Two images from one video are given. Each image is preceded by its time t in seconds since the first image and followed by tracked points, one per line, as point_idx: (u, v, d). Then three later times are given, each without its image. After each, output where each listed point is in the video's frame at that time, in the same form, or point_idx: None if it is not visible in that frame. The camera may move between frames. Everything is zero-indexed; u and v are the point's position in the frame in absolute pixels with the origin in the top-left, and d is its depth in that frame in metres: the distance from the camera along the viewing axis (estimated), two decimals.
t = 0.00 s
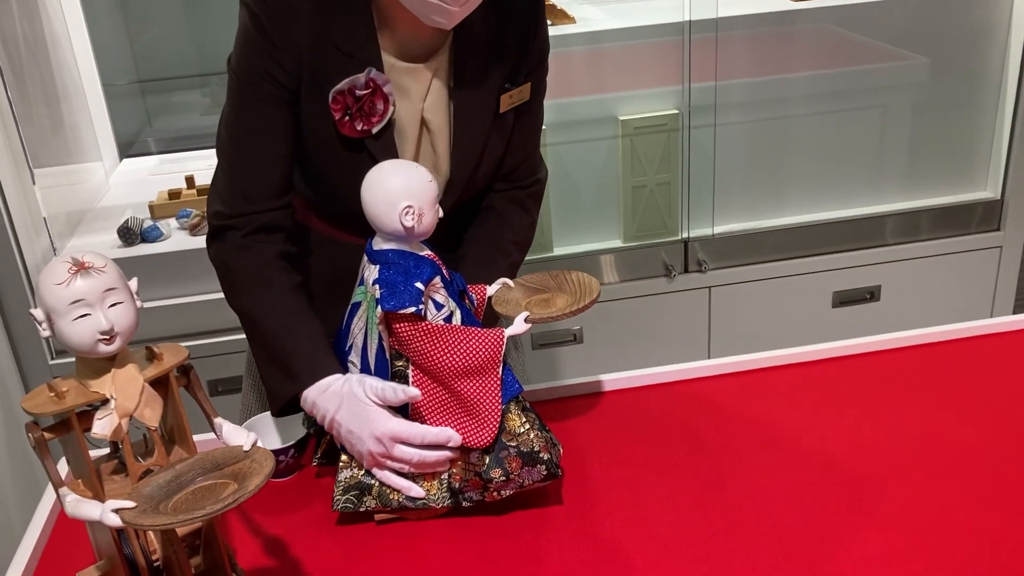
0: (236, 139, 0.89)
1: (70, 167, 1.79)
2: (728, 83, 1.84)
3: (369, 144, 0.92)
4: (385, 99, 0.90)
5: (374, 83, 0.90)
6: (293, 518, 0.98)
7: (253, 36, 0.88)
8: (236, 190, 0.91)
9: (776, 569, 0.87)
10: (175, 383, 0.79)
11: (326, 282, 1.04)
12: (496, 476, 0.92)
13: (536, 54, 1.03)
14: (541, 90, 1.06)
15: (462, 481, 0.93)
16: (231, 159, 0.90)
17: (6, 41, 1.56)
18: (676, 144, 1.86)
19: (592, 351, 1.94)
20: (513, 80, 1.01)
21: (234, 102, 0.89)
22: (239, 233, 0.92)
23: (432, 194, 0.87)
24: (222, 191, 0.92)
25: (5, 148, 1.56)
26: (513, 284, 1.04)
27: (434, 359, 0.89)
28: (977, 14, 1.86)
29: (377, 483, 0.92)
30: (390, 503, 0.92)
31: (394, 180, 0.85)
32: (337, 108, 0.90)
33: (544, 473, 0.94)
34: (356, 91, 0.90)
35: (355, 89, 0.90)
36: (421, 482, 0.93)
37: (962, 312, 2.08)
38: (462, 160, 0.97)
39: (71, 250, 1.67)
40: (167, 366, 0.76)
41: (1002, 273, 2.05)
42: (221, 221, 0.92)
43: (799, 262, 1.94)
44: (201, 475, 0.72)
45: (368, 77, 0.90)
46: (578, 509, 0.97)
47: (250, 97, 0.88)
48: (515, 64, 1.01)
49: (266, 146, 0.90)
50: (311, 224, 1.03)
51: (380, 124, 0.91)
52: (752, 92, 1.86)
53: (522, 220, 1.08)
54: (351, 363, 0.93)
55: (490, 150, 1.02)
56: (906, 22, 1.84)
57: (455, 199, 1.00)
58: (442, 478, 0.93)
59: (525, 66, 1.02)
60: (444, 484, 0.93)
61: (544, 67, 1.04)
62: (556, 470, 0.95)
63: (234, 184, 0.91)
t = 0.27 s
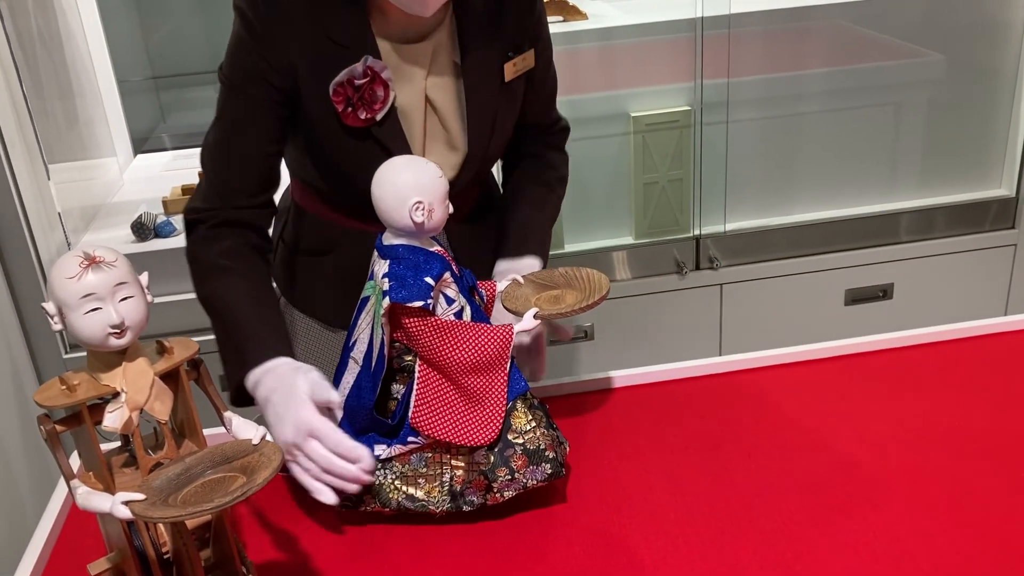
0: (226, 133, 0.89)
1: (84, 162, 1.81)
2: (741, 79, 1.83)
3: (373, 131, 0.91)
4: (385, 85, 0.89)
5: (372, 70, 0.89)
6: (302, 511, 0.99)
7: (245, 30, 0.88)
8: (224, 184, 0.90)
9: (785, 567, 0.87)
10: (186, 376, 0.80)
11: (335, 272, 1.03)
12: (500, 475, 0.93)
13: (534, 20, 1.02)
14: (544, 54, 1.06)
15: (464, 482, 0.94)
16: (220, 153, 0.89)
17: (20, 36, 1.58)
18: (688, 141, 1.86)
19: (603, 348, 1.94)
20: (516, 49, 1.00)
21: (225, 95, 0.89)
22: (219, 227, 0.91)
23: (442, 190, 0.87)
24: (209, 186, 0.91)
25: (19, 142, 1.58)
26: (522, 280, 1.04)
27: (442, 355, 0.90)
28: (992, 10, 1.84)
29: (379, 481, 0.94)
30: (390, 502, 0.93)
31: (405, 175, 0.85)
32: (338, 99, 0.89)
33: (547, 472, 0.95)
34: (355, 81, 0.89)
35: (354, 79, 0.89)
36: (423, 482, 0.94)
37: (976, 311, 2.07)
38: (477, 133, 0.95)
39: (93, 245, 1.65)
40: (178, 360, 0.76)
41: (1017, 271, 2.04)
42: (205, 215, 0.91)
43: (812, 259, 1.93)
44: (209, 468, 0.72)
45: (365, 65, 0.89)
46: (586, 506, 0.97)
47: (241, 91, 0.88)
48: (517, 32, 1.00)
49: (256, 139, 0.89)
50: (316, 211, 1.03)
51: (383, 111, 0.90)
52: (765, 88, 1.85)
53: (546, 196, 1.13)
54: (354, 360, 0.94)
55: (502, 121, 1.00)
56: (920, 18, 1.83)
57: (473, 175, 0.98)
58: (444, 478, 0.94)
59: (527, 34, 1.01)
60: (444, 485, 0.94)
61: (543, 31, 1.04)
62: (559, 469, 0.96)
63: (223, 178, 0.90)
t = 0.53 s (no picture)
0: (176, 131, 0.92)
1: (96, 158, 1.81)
2: (751, 77, 1.82)
3: (317, 127, 0.92)
4: (322, 81, 0.89)
5: (308, 66, 0.88)
6: (310, 508, 0.99)
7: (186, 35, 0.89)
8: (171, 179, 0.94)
9: (794, 567, 0.87)
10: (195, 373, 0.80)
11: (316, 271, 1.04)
12: (508, 473, 0.93)
13: None
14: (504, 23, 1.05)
15: (471, 480, 0.94)
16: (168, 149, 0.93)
17: (32, 32, 1.58)
18: (698, 139, 1.85)
19: (612, 345, 1.93)
20: (474, 31, 0.99)
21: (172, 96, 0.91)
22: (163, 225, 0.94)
23: (450, 187, 0.87)
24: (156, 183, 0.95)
25: (32, 142, 1.58)
26: (531, 279, 1.04)
27: (450, 352, 0.90)
28: (1006, 6, 1.83)
29: (387, 479, 0.94)
30: (398, 499, 0.94)
31: (412, 172, 0.85)
32: (277, 98, 0.89)
33: (555, 471, 0.94)
34: (290, 78, 0.89)
35: (289, 76, 0.89)
36: (430, 480, 0.94)
37: (987, 310, 2.05)
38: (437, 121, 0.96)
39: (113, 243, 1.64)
40: (187, 357, 0.77)
41: None
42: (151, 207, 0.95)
43: (823, 257, 1.92)
44: (217, 465, 0.72)
45: (299, 61, 0.88)
46: (594, 504, 0.97)
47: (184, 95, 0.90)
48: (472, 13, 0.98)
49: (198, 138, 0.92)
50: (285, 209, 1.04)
51: (322, 107, 0.90)
52: (776, 86, 1.85)
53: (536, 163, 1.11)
54: (362, 356, 0.94)
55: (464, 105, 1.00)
56: (932, 15, 1.82)
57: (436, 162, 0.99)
58: (452, 477, 0.94)
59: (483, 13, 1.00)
60: (452, 484, 0.94)
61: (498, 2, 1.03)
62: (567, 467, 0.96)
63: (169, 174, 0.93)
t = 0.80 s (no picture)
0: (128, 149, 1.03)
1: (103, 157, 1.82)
2: (759, 75, 1.81)
3: (240, 150, 1.03)
4: (239, 108, 1.01)
5: (225, 93, 1.00)
6: (315, 507, 0.99)
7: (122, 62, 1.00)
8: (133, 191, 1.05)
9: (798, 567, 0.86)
10: (199, 372, 0.80)
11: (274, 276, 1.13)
12: (513, 473, 0.92)
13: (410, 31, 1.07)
14: (427, 64, 1.10)
15: (476, 480, 0.93)
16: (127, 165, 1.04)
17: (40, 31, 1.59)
18: (705, 137, 1.84)
19: (618, 344, 1.93)
20: (393, 62, 1.06)
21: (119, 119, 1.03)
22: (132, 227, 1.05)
23: (455, 186, 0.87)
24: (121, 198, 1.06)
25: (39, 140, 1.60)
26: (537, 279, 1.04)
27: (455, 351, 0.89)
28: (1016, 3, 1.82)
29: (391, 478, 0.94)
30: (402, 499, 0.93)
31: (417, 172, 0.85)
32: (197, 123, 1.01)
33: (561, 471, 0.94)
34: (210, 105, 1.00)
35: (207, 104, 1.00)
36: (435, 479, 0.94)
37: (996, 310, 2.04)
38: (348, 146, 1.04)
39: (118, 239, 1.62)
40: (192, 356, 0.77)
41: None
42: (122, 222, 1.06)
43: (830, 256, 1.92)
44: (221, 465, 0.72)
45: (218, 90, 1.00)
46: (598, 504, 0.97)
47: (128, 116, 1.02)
48: (391, 46, 1.06)
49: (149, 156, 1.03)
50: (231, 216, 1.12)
51: (241, 131, 1.02)
52: (784, 84, 1.84)
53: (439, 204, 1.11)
54: (367, 355, 0.94)
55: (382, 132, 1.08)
56: (940, 12, 1.81)
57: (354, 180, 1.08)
58: (456, 476, 0.94)
59: (404, 47, 1.07)
60: (457, 483, 0.93)
61: (423, 40, 1.09)
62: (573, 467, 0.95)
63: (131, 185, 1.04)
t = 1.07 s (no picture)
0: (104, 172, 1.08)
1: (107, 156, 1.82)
2: (763, 73, 1.81)
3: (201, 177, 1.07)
4: (197, 138, 1.04)
5: (183, 125, 1.03)
6: (315, 506, 0.99)
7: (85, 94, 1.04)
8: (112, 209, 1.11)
9: (797, 568, 0.86)
10: (199, 372, 0.80)
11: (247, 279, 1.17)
12: (514, 474, 0.92)
13: (362, 52, 1.10)
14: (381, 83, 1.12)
15: (477, 481, 0.93)
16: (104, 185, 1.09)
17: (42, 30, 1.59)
18: (709, 136, 1.84)
19: (620, 343, 1.93)
20: (349, 84, 1.10)
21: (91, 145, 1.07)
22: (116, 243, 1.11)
23: (456, 186, 0.86)
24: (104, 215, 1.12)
25: (41, 138, 1.58)
26: (539, 279, 1.03)
27: (456, 351, 0.89)
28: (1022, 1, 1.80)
29: (392, 478, 0.94)
30: (403, 499, 0.93)
31: (418, 172, 0.85)
32: (157, 153, 1.04)
33: (562, 471, 0.93)
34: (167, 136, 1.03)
35: (166, 135, 1.03)
36: (436, 479, 0.94)
37: (1001, 309, 2.03)
38: (304, 170, 1.09)
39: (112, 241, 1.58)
40: (192, 357, 0.77)
41: None
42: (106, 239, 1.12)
43: (834, 255, 1.91)
44: (221, 465, 0.72)
45: (176, 121, 1.03)
46: (598, 504, 0.97)
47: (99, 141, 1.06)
48: (345, 67, 1.09)
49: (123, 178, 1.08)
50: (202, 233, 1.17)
51: (200, 159, 1.05)
52: (788, 82, 1.83)
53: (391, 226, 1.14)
54: (367, 355, 0.94)
55: (337, 152, 1.12)
56: (945, 10, 1.81)
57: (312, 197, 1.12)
58: (458, 476, 0.93)
59: (357, 68, 1.10)
60: (458, 483, 0.93)
61: (377, 59, 1.11)
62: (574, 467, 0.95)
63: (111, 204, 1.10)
